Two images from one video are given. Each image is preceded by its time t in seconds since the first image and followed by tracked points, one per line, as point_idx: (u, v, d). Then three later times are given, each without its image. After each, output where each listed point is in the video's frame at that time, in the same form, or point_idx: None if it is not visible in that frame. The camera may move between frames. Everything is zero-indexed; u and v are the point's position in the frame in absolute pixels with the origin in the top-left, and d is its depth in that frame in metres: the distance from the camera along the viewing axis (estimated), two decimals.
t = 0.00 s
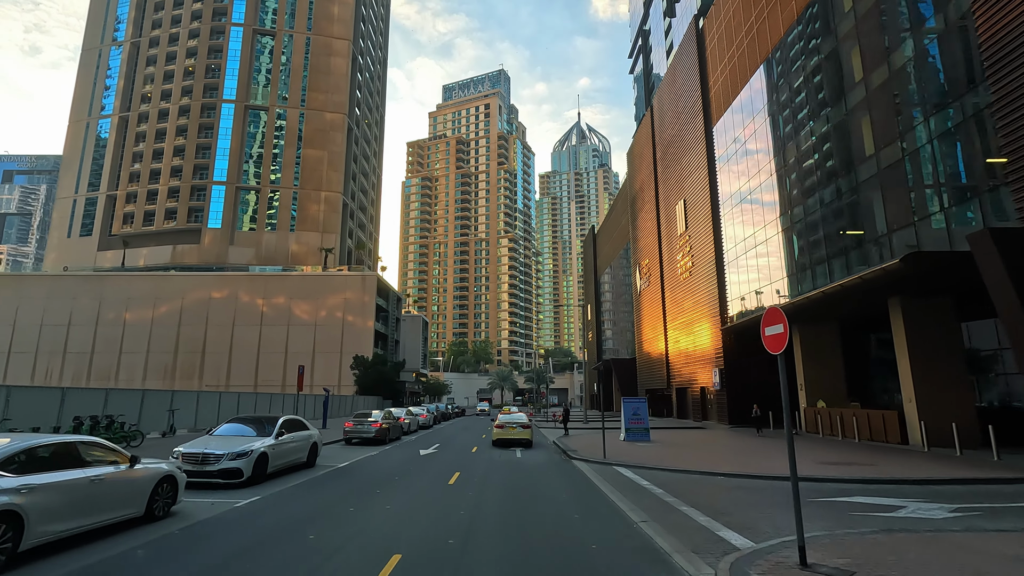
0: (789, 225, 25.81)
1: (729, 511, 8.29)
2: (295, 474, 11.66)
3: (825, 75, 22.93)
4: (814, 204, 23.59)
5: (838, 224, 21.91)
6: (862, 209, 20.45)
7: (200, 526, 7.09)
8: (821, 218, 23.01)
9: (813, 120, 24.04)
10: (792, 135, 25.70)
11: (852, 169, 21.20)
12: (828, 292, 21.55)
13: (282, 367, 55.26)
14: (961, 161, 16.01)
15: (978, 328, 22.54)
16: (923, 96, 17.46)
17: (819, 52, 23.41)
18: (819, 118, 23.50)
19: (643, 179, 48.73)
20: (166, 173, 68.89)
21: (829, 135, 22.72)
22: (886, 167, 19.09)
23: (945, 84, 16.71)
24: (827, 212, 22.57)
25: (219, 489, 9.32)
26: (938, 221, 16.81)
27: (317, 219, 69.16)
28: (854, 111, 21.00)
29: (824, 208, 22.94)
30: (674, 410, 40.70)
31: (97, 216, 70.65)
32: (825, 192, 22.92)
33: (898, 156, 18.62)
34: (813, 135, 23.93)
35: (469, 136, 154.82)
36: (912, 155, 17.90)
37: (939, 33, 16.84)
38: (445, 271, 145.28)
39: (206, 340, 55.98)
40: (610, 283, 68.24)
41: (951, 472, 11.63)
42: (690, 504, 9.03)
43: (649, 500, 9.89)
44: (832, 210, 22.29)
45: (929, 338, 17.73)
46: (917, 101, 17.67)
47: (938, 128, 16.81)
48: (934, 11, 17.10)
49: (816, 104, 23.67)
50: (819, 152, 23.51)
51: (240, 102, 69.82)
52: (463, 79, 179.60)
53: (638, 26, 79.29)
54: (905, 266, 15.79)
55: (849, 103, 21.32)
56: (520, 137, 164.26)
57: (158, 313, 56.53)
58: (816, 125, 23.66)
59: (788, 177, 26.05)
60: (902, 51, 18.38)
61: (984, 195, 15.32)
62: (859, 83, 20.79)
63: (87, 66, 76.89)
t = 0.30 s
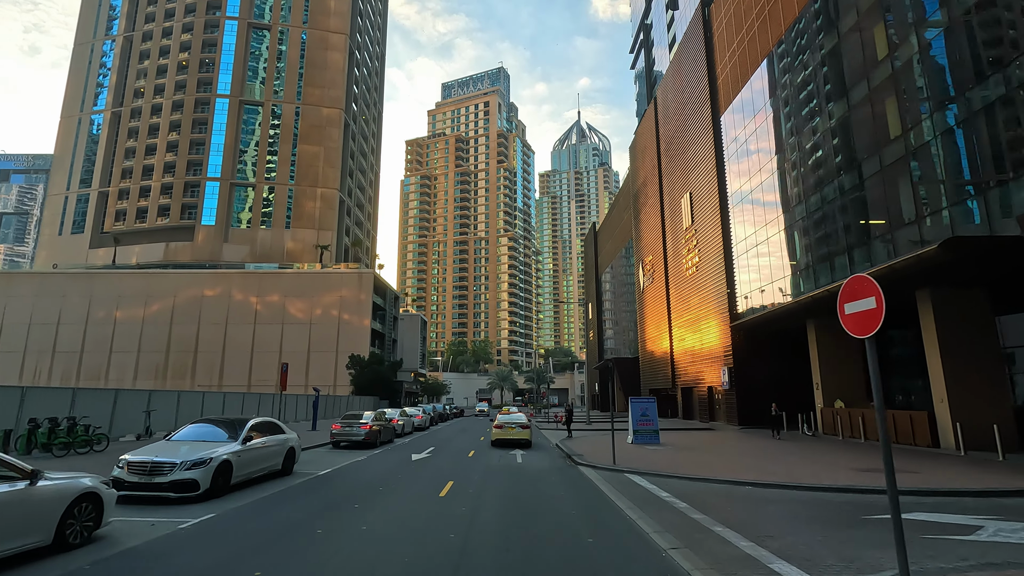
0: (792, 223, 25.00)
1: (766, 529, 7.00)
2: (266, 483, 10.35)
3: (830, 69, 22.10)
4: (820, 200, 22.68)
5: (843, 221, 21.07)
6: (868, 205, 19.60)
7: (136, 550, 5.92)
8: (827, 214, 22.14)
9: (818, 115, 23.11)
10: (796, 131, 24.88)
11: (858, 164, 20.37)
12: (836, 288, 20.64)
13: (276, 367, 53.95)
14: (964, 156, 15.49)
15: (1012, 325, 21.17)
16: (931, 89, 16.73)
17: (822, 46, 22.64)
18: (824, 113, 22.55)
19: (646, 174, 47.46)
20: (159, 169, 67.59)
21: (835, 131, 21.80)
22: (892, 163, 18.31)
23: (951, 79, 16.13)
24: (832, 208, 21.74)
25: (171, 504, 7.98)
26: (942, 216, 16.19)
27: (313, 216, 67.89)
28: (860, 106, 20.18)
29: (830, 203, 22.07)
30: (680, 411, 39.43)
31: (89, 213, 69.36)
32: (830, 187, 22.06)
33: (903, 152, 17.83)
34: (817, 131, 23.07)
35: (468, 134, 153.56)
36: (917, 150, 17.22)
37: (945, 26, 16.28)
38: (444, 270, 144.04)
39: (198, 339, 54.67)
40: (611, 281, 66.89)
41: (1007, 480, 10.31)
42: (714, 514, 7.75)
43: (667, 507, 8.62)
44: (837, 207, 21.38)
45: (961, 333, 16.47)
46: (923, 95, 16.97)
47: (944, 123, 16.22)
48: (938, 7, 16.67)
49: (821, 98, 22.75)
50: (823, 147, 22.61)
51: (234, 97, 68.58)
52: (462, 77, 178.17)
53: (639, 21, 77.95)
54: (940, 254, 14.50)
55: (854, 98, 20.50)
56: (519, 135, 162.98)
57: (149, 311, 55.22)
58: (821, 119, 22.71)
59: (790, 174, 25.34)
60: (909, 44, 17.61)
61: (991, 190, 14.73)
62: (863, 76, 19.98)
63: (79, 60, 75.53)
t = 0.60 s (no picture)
0: (795, 223, 24.43)
1: (825, 560, 5.64)
2: (229, 496, 8.97)
3: (836, 65, 21.45)
4: (827, 199, 22.00)
5: (847, 221, 20.50)
6: (875, 204, 18.91)
7: None
8: (832, 214, 21.53)
9: (824, 113, 22.51)
10: (800, 130, 24.33)
11: (864, 162, 19.71)
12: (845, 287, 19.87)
13: (271, 367, 52.66)
14: (974, 153, 14.73)
15: None
16: (943, 83, 16.01)
17: (829, 41, 21.96)
18: (830, 110, 21.93)
19: (651, 170, 46.16)
20: (152, 166, 66.37)
21: (842, 128, 21.11)
22: (900, 160, 17.64)
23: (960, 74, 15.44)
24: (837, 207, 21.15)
25: (103, 526, 6.66)
26: (947, 216, 15.55)
27: (310, 214, 66.64)
28: (867, 102, 19.54)
29: (835, 201, 21.46)
30: (685, 413, 38.18)
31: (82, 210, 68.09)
32: (835, 186, 21.45)
33: (913, 150, 17.16)
34: (821, 129, 22.49)
35: (468, 134, 152.41)
36: (926, 148, 16.53)
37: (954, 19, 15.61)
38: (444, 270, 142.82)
39: (191, 338, 53.36)
40: (613, 280, 65.49)
41: None
42: (752, 537, 6.45)
43: (696, 530, 7.14)
44: (842, 207, 20.82)
45: (1000, 328, 15.43)
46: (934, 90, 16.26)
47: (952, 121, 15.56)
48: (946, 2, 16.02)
49: (828, 94, 22.08)
50: (830, 144, 21.95)
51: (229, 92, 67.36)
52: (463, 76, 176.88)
53: (641, 17, 76.63)
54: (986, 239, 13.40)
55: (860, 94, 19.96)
56: (520, 135, 161.78)
57: (141, 310, 53.93)
58: (827, 116, 22.08)
59: (794, 172, 24.83)
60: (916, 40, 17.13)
61: (996, 191, 13.97)
62: (872, 71, 19.37)
63: (73, 55, 74.27)
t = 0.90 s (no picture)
0: (798, 222, 24.17)
1: None
2: (182, 513, 7.67)
3: (841, 60, 21.10)
4: (831, 195, 21.76)
5: (852, 218, 20.26)
6: (880, 201, 18.67)
7: None
8: (836, 211, 21.27)
9: (826, 109, 22.23)
10: (804, 128, 24.00)
11: (869, 157, 19.48)
12: (860, 283, 19.07)
13: (263, 367, 51.34)
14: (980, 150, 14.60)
15: None
16: (947, 80, 15.87)
17: (834, 36, 21.57)
18: (834, 106, 21.64)
19: (654, 164, 44.84)
20: (145, 163, 65.05)
21: (847, 125, 20.79)
22: (906, 156, 17.48)
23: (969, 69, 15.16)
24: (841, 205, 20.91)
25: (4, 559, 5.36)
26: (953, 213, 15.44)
27: (305, 212, 65.30)
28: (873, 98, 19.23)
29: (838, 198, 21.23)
30: (691, 414, 36.91)
31: (73, 208, 66.79)
32: (839, 182, 21.21)
33: (919, 145, 16.95)
34: (825, 126, 22.22)
35: (467, 133, 151.26)
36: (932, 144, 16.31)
37: (963, 14, 15.37)
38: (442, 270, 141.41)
39: (182, 339, 52.04)
40: (615, 279, 64.15)
41: None
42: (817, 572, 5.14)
43: (747, 565, 5.60)
44: (847, 204, 20.56)
45: None
46: (939, 86, 16.10)
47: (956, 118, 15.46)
48: None
49: (832, 90, 21.72)
50: (834, 141, 21.69)
51: (223, 88, 66.20)
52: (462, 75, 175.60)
53: (642, 12, 75.36)
54: None
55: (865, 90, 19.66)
56: (519, 134, 160.47)
57: (131, 309, 52.61)
58: (830, 113, 21.81)
59: (799, 169, 24.45)
60: (918, 38, 17.04)
61: (1002, 188, 13.87)
62: (877, 65, 19.04)
63: (64, 51, 72.96)
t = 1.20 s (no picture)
0: (802, 219, 24.06)
1: None
2: (111, 535, 6.33)
3: (847, 55, 21.01)
4: (837, 191, 21.69)
5: (862, 213, 20.05)
6: (890, 195, 18.52)
7: None
8: (844, 207, 21.18)
9: (832, 104, 22.16)
10: (807, 123, 23.94)
11: (876, 152, 19.41)
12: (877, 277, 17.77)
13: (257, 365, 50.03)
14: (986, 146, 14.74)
15: None
16: (953, 76, 15.96)
17: (838, 32, 21.54)
18: (839, 101, 21.61)
19: (660, 157, 43.47)
20: (138, 157, 63.72)
21: (854, 120, 20.70)
22: (913, 152, 17.46)
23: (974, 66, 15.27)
24: (849, 202, 20.82)
25: None
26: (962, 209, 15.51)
27: (301, 208, 63.97)
28: (880, 93, 19.14)
29: (845, 194, 21.17)
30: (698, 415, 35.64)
31: (64, 203, 65.48)
32: (846, 177, 21.10)
33: (927, 140, 16.92)
34: (830, 121, 22.21)
35: (468, 130, 149.99)
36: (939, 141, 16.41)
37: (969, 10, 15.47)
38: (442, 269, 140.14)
39: (174, 336, 50.76)
40: (617, 277, 62.77)
41: None
42: None
43: None
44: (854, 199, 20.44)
45: None
46: (943, 81, 16.23)
47: (965, 113, 15.52)
48: None
49: (837, 85, 21.68)
50: (840, 137, 21.57)
51: (218, 81, 64.91)
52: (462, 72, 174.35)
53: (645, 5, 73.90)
54: None
55: (872, 84, 19.57)
56: (520, 131, 159.06)
57: (121, 306, 51.29)
58: (835, 109, 21.79)
59: (803, 166, 24.30)
60: (922, 34, 17.18)
61: (1015, 183, 13.86)
62: (884, 60, 19.01)
63: (56, 44, 71.61)
